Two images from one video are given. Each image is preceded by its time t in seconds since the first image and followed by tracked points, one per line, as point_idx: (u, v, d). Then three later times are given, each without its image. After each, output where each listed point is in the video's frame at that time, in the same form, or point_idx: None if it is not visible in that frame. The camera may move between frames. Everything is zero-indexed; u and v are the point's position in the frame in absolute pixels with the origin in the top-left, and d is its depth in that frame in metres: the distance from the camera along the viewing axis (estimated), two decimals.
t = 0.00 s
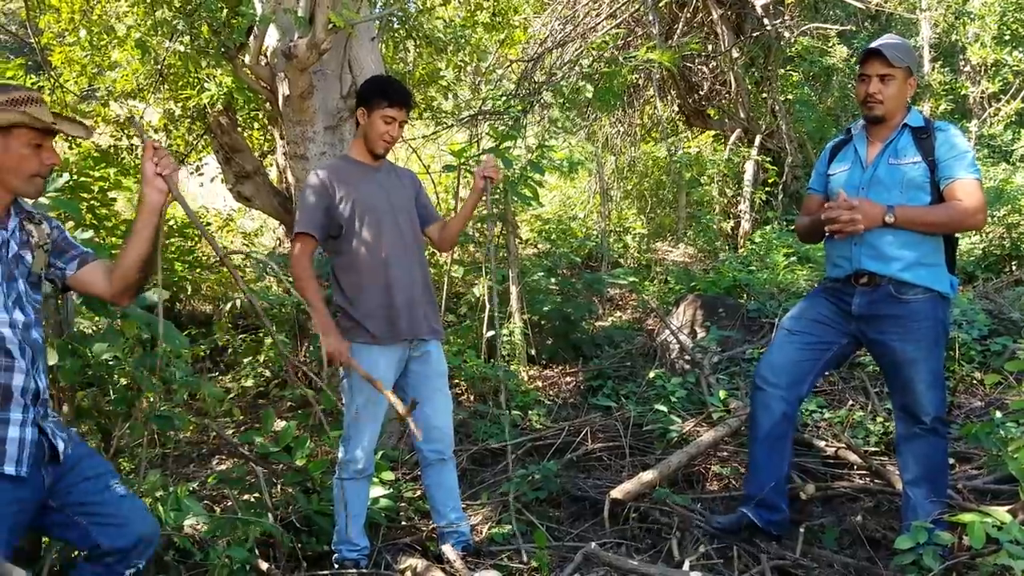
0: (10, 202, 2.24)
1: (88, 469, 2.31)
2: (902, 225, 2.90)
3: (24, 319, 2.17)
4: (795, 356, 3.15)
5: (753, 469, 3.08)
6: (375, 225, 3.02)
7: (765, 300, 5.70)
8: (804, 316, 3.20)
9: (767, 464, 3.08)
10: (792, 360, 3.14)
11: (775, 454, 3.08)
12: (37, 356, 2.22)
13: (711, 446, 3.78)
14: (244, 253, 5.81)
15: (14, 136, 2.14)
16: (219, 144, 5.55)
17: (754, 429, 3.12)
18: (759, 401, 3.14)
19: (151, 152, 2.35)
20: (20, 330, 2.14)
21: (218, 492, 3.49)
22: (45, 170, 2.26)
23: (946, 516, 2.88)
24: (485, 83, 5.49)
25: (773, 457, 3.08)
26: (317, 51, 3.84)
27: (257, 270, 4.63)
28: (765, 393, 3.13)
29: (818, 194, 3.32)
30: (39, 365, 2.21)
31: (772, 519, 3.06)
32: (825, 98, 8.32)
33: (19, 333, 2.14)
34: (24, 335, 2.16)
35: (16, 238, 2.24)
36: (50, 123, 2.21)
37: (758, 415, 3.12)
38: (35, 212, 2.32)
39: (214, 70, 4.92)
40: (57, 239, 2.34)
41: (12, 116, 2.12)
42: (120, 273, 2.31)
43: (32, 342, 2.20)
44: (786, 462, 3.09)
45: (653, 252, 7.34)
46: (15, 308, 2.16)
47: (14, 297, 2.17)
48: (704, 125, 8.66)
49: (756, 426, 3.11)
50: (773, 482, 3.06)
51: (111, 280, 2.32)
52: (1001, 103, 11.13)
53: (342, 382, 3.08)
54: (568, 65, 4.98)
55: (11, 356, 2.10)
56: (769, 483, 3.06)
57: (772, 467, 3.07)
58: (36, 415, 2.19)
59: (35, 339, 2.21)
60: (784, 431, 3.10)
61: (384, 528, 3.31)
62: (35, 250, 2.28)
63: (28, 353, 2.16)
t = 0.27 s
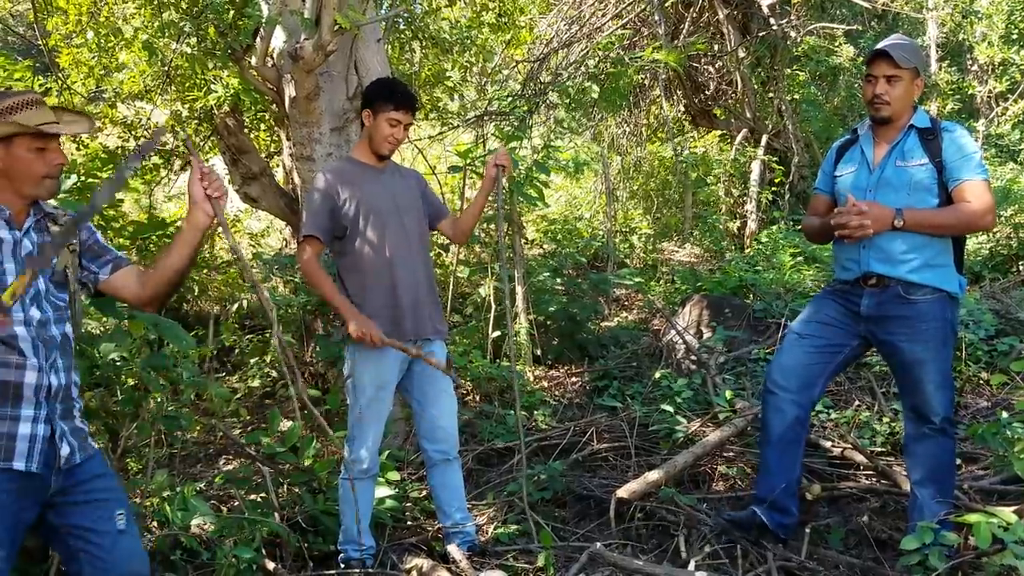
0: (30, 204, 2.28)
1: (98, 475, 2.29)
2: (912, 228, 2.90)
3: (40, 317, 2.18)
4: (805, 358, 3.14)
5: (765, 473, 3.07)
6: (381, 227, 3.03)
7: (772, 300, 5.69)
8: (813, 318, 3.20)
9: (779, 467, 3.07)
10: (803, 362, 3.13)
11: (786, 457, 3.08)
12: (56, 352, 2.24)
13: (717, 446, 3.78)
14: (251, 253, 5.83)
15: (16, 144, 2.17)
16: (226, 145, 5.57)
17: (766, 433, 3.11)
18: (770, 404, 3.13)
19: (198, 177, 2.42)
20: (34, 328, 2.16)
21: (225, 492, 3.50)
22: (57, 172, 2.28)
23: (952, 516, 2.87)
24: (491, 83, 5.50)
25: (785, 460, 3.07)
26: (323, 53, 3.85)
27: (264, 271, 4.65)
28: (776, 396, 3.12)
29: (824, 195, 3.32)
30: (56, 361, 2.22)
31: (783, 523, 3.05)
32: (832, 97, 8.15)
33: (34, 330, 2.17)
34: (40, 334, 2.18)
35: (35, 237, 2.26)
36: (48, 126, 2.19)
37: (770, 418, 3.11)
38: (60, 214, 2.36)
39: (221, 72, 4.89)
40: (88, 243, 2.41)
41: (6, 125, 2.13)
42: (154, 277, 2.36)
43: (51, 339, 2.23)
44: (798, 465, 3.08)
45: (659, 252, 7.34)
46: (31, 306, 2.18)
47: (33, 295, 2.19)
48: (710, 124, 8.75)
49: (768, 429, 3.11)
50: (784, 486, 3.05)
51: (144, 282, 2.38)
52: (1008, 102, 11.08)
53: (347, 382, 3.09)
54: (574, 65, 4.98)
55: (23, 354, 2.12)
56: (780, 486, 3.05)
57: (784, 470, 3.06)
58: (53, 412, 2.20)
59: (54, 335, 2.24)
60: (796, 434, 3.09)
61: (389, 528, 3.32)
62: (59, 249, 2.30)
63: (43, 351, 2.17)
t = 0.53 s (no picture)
0: (59, 199, 2.31)
1: (125, 467, 2.32)
2: (918, 227, 2.89)
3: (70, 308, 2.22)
4: (811, 357, 3.13)
5: (769, 471, 3.08)
6: (385, 227, 3.04)
7: (777, 300, 5.67)
8: (819, 317, 3.19)
9: (784, 465, 3.07)
10: (808, 361, 3.12)
11: (791, 455, 3.07)
12: (86, 343, 2.28)
13: (721, 446, 3.77)
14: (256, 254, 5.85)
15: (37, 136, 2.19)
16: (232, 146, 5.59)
17: (770, 431, 3.11)
18: (776, 403, 3.13)
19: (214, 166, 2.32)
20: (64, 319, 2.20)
21: (231, 492, 3.51)
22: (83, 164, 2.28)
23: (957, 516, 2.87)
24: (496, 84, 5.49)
25: (789, 459, 3.07)
26: (328, 54, 3.86)
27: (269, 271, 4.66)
28: (781, 395, 3.12)
29: (829, 194, 3.31)
30: (85, 351, 2.26)
31: (786, 522, 3.06)
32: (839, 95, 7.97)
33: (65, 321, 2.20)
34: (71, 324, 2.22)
35: (65, 232, 2.30)
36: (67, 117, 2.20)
37: (774, 416, 3.11)
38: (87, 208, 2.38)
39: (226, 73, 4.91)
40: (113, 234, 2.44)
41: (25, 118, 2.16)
42: (173, 265, 2.34)
43: (81, 329, 2.26)
44: (803, 465, 3.08)
45: (664, 252, 7.33)
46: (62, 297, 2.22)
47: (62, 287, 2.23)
48: (715, 124, 8.76)
49: (773, 427, 3.11)
50: (788, 484, 3.05)
51: (164, 270, 2.36)
52: (1015, 101, 11.04)
53: (352, 381, 3.10)
54: (578, 65, 4.97)
55: (52, 345, 2.16)
56: (783, 484, 3.05)
57: (788, 469, 3.06)
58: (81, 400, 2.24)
59: (84, 326, 2.27)
60: (801, 433, 3.08)
61: (394, 528, 3.33)
62: (87, 244, 2.34)
63: (73, 341, 2.21)
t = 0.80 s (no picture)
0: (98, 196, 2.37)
1: (142, 460, 2.39)
2: (924, 225, 2.89)
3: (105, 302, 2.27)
4: (818, 358, 3.12)
5: (777, 473, 3.06)
6: (388, 228, 3.05)
7: (782, 299, 5.66)
8: (825, 318, 3.18)
9: (791, 467, 3.06)
10: (816, 363, 3.11)
11: (799, 457, 3.06)
12: (117, 335, 2.32)
13: (726, 447, 3.77)
14: (261, 254, 5.85)
15: (87, 134, 2.29)
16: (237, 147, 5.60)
17: (778, 433, 3.10)
18: (783, 404, 3.12)
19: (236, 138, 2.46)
20: (98, 311, 2.25)
21: (236, 492, 3.52)
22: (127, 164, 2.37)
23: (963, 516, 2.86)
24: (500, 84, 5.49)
25: (797, 461, 3.06)
26: (332, 54, 3.86)
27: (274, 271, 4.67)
28: (789, 396, 3.11)
29: (834, 193, 3.30)
30: (116, 342, 2.31)
31: (794, 523, 3.04)
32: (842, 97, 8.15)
33: (97, 313, 2.25)
34: (103, 316, 2.27)
35: (104, 227, 2.37)
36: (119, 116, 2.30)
37: (782, 418, 3.10)
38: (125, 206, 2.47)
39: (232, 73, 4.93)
40: (147, 229, 2.54)
41: (79, 117, 2.26)
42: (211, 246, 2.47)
43: (113, 321, 2.30)
44: (811, 466, 3.07)
45: (669, 252, 7.32)
46: (97, 289, 2.27)
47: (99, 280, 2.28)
48: (720, 123, 8.75)
49: (781, 429, 3.10)
50: (797, 485, 3.04)
51: (202, 255, 2.49)
52: (1021, 100, 10.98)
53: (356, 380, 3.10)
54: (582, 65, 4.95)
55: (84, 336, 2.21)
56: (791, 485, 3.04)
57: (796, 469, 3.05)
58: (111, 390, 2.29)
59: (116, 318, 2.31)
60: (809, 435, 3.07)
61: (398, 528, 3.32)
62: (124, 239, 2.41)
63: (105, 333, 2.26)
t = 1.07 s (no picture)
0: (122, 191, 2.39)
1: (153, 454, 2.38)
2: (934, 225, 2.88)
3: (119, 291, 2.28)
4: (827, 357, 3.11)
5: (784, 472, 3.07)
6: (396, 228, 3.06)
7: (790, 300, 5.65)
8: (834, 317, 3.18)
9: (798, 466, 3.06)
10: (824, 362, 3.11)
11: (806, 456, 3.06)
12: (133, 323, 2.32)
13: (734, 447, 3.77)
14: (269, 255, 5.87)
15: (112, 136, 2.31)
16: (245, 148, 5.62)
17: (786, 432, 3.10)
18: (791, 403, 3.13)
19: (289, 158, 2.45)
20: (110, 300, 2.26)
21: (245, 492, 3.53)
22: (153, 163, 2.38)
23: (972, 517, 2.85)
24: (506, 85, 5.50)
25: (804, 460, 3.06)
26: (340, 56, 3.87)
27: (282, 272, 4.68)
28: (797, 395, 3.11)
29: (844, 193, 3.30)
30: (130, 331, 2.31)
31: (799, 522, 3.05)
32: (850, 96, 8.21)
33: (111, 302, 2.27)
34: (117, 304, 2.28)
35: (124, 219, 2.36)
36: (144, 119, 2.31)
37: (790, 416, 3.10)
38: (150, 197, 2.45)
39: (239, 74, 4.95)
40: (180, 222, 2.52)
41: (103, 120, 2.27)
42: (257, 242, 2.50)
43: (128, 310, 2.31)
44: (818, 465, 3.07)
45: (676, 252, 7.32)
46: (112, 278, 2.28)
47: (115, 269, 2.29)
48: (727, 123, 8.65)
49: (788, 428, 3.10)
50: (803, 484, 3.04)
51: (249, 247, 2.51)
52: None
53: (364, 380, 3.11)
54: (589, 66, 4.94)
55: (95, 324, 2.24)
56: (796, 484, 3.04)
57: (802, 468, 3.06)
58: (126, 378, 2.30)
59: (131, 307, 2.31)
60: (816, 434, 3.07)
61: (406, 529, 3.33)
62: (147, 231, 2.39)
63: (118, 321, 2.27)
